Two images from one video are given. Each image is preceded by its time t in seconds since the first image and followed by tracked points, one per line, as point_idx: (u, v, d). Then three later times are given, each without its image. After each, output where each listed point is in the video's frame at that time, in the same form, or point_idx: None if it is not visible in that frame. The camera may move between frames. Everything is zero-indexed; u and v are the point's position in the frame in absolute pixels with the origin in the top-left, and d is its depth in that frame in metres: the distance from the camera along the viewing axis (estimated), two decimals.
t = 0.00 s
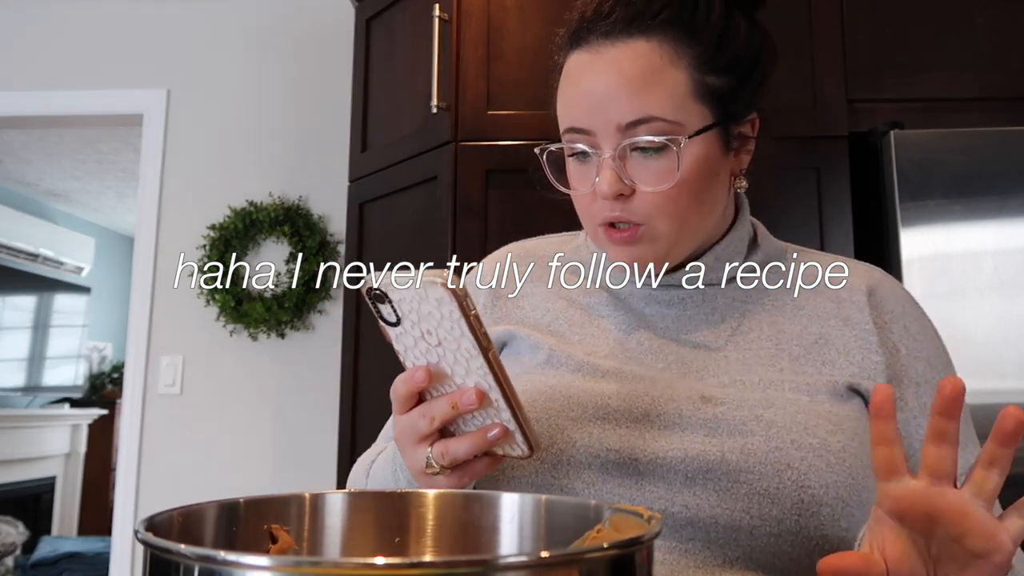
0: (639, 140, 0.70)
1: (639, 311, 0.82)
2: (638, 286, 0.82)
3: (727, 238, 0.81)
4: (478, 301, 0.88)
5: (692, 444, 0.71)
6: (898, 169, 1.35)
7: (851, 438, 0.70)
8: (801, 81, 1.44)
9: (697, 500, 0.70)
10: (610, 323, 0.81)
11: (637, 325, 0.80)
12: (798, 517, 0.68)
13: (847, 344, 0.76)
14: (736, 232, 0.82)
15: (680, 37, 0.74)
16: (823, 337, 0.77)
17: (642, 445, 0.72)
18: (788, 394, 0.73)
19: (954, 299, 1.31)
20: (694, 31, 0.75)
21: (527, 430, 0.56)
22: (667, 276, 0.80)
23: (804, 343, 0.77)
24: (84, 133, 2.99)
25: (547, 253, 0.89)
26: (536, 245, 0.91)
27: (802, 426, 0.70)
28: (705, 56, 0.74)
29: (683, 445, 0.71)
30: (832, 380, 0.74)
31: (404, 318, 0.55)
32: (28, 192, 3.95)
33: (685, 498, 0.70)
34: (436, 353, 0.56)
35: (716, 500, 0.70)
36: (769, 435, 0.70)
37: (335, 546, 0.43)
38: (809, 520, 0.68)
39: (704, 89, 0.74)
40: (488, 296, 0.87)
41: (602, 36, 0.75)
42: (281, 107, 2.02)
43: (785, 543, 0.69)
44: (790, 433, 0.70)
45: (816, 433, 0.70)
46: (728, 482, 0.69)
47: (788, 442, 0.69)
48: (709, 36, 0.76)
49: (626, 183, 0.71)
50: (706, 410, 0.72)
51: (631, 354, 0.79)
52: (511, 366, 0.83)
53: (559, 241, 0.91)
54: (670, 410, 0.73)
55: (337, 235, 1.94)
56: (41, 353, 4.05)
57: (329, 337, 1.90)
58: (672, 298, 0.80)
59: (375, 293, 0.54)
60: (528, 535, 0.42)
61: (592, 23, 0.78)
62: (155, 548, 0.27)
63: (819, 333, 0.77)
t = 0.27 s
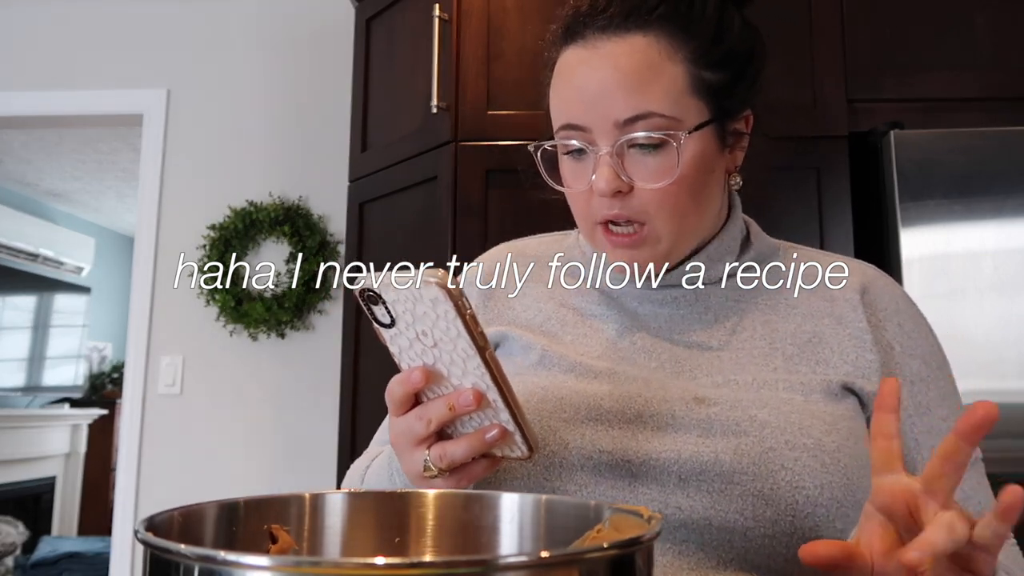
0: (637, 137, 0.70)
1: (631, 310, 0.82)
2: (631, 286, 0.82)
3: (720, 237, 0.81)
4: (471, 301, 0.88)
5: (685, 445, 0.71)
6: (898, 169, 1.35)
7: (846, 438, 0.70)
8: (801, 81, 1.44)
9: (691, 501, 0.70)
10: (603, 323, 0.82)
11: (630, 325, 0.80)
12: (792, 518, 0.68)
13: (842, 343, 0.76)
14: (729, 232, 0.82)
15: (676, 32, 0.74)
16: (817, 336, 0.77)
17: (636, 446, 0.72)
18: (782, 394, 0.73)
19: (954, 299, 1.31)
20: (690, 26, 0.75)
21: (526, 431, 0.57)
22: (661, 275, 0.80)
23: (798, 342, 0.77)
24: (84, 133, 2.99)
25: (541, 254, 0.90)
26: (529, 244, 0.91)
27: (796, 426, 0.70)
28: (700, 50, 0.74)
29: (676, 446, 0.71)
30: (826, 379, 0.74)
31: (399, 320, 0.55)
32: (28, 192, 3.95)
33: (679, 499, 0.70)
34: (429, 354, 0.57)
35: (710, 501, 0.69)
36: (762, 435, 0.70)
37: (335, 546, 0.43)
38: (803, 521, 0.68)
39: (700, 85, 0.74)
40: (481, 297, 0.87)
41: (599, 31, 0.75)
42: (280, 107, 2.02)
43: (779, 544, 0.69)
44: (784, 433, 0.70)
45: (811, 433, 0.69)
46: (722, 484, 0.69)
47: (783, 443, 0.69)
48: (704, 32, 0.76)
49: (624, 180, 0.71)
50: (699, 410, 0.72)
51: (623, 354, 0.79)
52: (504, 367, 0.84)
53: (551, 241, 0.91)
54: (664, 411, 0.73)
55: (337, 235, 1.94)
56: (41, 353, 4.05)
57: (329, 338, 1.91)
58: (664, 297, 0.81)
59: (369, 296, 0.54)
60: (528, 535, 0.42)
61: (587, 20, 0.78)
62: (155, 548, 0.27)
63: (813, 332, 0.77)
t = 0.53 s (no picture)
0: (622, 132, 0.70)
1: (614, 309, 0.82)
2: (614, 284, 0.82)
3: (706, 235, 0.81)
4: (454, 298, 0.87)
5: (666, 446, 0.71)
6: (898, 169, 1.35)
7: (825, 437, 0.70)
8: (801, 82, 1.44)
9: (670, 502, 0.70)
10: (586, 322, 0.82)
11: (612, 324, 0.80)
12: (771, 518, 0.68)
13: (824, 342, 0.77)
14: (714, 229, 0.82)
15: (665, 27, 0.74)
16: (800, 336, 0.77)
17: (615, 449, 0.72)
18: (763, 393, 0.73)
19: (954, 299, 1.31)
20: (679, 22, 0.76)
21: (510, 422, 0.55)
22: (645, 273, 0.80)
23: (781, 342, 0.77)
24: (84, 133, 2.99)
25: (525, 252, 0.89)
26: (518, 242, 0.91)
27: (774, 426, 0.70)
28: (689, 46, 0.75)
29: (654, 449, 0.71)
30: (807, 377, 0.75)
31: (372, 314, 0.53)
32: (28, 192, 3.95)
33: (658, 502, 0.70)
34: (406, 346, 0.55)
35: (687, 503, 0.69)
36: (741, 436, 0.70)
37: (336, 546, 0.43)
38: (782, 522, 0.68)
39: (688, 80, 0.74)
40: (463, 294, 0.87)
41: (588, 24, 0.75)
42: (281, 107, 2.02)
43: (758, 546, 0.68)
44: (762, 433, 0.70)
45: (787, 433, 0.70)
46: (699, 486, 0.69)
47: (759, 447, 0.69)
48: (693, 28, 0.76)
49: (608, 175, 0.70)
50: (678, 411, 0.72)
51: (606, 353, 0.79)
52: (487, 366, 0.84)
53: (536, 239, 0.91)
54: (642, 412, 0.73)
55: (337, 235, 1.95)
56: (41, 353, 4.05)
57: (329, 338, 1.91)
58: (646, 296, 0.81)
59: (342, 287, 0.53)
60: (528, 535, 0.42)
61: (573, 19, 0.78)
62: (155, 548, 0.27)
63: (795, 332, 0.77)
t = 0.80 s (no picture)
0: (591, 124, 0.70)
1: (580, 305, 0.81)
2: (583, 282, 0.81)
3: (676, 233, 0.80)
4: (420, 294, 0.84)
5: (632, 450, 0.70)
6: (898, 169, 1.35)
7: (791, 439, 0.71)
8: (801, 82, 1.44)
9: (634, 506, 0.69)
10: (554, 320, 0.80)
11: (578, 322, 0.79)
12: (735, 523, 0.69)
13: (793, 344, 0.77)
14: (684, 227, 0.81)
15: (633, 20, 0.74)
16: (766, 336, 0.77)
17: (580, 450, 0.70)
18: (730, 391, 0.74)
19: (954, 299, 1.31)
20: (648, 15, 0.75)
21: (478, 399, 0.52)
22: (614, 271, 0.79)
23: (749, 342, 0.77)
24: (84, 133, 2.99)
25: (495, 249, 0.87)
26: (482, 238, 0.89)
27: (743, 429, 0.71)
28: (658, 40, 0.74)
29: (620, 452, 0.70)
30: (775, 378, 0.75)
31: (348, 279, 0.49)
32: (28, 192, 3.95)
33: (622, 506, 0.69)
34: (376, 313, 0.52)
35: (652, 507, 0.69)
36: (706, 438, 0.71)
37: (335, 546, 0.43)
38: (747, 526, 0.69)
39: (657, 73, 0.74)
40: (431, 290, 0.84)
41: (557, 15, 0.74)
42: (281, 107, 2.02)
43: (718, 548, 0.69)
44: (728, 437, 0.70)
45: (755, 437, 0.70)
46: (665, 489, 0.69)
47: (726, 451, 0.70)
48: (663, 22, 0.75)
49: (578, 168, 0.70)
50: (646, 414, 0.72)
51: (575, 350, 0.77)
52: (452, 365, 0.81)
53: (506, 236, 0.89)
54: (610, 415, 0.72)
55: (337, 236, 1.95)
56: (41, 353, 4.04)
57: (329, 337, 1.91)
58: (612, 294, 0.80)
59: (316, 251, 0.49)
60: (528, 534, 0.42)
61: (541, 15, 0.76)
62: (155, 548, 0.27)
63: (763, 333, 0.78)
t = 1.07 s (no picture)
0: (524, 106, 0.70)
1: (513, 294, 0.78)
2: (520, 270, 0.79)
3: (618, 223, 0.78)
4: (362, 281, 0.82)
5: (563, 435, 0.69)
6: (898, 169, 1.35)
7: (728, 431, 0.70)
8: (801, 82, 1.45)
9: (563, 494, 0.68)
10: (490, 309, 0.78)
11: (512, 306, 0.77)
12: (668, 512, 0.68)
13: (731, 336, 0.75)
14: (628, 215, 0.79)
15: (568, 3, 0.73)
16: (706, 328, 0.75)
17: (511, 436, 0.70)
18: (667, 383, 0.72)
19: (954, 299, 1.31)
20: None
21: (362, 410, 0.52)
22: (549, 259, 0.77)
23: (688, 334, 0.75)
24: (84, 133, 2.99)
25: (436, 239, 0.85)
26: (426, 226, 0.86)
27: (676, 418, 0.69)
28: (594, 22, 0.73)
29: (549, 440, 0.69)
30: (712, 369, 0.73)
31: (236, 281, 0.50)
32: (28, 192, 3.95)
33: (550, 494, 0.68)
34: (262, 316, 0.52)
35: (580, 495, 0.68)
36: (640, 426, 0.69)
37: (336, 546, 0.43)
38: (678, 516, 0.68)
39: (593, 57, 0.73)
40: (371, 276, 0.81)
41: None
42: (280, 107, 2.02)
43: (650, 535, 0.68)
44: (662, 425, 0.69)
45: (688, 427, 0.69)
46: (596, 478, 0.68)
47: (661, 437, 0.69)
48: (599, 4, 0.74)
49: (512, 150, 0.69)
50: (579, 402, 0.71)
51: (515, 338, 0.75)
52: (389, 352, 0.78)
53: (449, 224, 0.87)
54: (544, 402, 0.71)
55: (337, 236, 1.95)
56: (41, 353, 4.04)
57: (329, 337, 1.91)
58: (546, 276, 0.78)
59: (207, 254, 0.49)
60: (528, 535, 0.41)
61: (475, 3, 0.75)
62: (155, 548, 0.27)
63: (703, 325, 0.75)
